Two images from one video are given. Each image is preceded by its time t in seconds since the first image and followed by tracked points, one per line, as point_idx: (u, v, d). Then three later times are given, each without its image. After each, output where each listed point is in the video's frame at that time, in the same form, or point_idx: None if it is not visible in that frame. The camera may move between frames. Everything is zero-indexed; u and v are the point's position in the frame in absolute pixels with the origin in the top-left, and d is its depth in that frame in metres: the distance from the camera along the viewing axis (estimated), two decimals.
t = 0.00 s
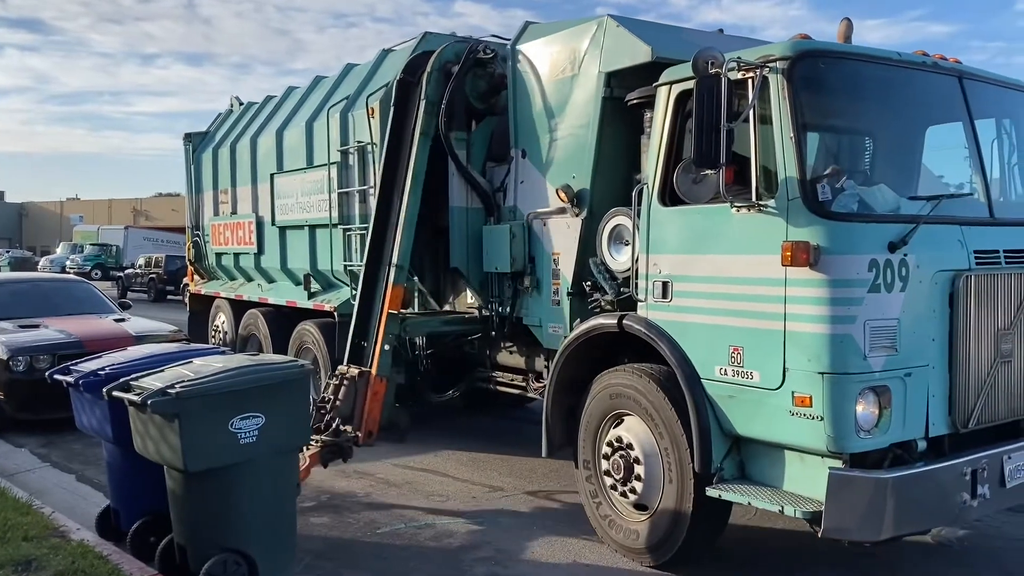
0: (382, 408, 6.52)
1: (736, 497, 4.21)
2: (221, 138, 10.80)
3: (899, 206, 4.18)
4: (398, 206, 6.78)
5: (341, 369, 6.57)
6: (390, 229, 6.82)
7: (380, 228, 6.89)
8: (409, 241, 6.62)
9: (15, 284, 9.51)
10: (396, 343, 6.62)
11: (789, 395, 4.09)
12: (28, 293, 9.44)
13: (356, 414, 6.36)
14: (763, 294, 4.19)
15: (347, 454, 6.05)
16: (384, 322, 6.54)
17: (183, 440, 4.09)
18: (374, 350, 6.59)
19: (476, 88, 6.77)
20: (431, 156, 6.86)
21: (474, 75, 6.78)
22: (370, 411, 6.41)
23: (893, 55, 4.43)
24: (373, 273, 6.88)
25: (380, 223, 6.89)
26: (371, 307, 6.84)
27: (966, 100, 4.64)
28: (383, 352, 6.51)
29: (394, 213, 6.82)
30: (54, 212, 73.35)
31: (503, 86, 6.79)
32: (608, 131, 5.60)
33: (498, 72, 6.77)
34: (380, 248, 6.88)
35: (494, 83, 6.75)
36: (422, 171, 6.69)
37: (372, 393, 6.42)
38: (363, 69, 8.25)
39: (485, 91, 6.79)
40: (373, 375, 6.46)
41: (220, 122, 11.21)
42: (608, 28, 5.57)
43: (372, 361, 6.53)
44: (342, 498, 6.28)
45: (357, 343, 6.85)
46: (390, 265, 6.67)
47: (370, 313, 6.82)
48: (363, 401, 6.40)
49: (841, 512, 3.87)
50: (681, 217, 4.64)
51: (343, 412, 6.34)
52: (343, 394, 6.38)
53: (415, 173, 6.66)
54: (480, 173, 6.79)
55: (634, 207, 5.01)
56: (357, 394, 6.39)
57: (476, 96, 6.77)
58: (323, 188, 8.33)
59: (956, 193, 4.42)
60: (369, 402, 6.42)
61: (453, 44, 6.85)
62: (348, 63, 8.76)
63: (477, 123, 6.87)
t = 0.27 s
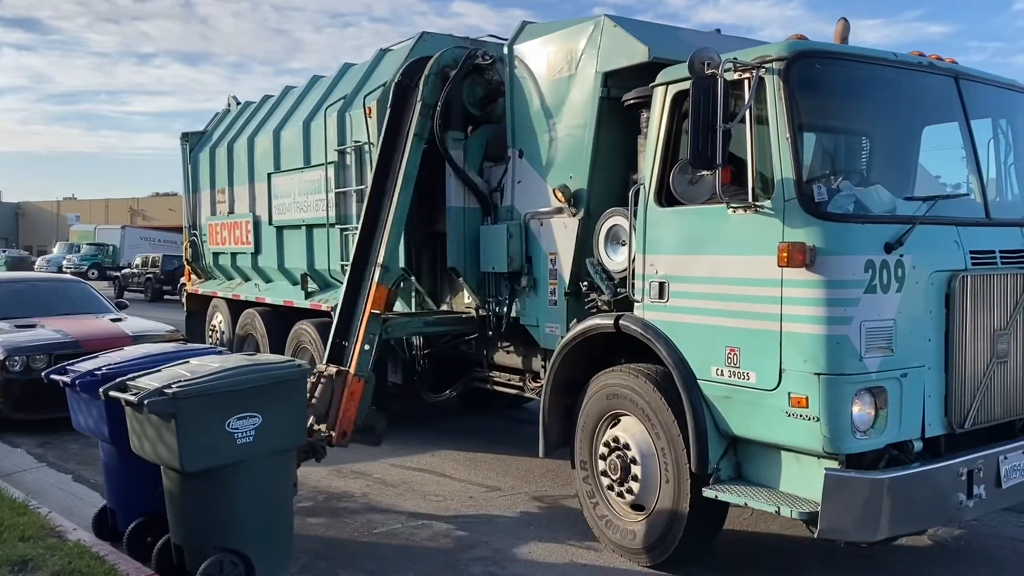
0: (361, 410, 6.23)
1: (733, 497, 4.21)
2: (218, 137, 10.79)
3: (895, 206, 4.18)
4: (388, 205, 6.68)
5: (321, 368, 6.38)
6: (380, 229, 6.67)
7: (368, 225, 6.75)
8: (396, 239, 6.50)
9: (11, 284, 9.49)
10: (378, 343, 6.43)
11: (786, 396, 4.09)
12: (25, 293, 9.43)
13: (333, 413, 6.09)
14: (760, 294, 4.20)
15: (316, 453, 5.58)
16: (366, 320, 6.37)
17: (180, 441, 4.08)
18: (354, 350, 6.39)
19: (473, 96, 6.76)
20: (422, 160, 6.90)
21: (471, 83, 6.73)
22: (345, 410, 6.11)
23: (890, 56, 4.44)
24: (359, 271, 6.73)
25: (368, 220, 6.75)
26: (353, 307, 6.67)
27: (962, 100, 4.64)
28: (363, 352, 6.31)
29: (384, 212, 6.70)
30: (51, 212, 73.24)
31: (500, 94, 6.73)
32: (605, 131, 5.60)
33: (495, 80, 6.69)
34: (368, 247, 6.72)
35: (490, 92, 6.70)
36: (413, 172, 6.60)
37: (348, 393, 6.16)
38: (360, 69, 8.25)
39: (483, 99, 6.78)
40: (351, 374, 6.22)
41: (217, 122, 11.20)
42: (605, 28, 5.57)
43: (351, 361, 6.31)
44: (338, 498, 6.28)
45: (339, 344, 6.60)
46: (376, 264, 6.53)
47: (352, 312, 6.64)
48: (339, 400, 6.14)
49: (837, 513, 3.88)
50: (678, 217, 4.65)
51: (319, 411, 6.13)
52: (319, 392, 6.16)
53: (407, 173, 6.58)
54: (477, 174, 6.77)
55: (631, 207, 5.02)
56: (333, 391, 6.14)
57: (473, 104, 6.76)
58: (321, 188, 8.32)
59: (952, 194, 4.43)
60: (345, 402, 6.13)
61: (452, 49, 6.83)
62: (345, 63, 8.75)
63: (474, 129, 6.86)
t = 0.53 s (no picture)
0: (342, 412, 6.15)
1: (731, 496, 4.21)
2: (216, 137, 10.78)
3: (893, 205, 4.19)
4: (378, 208, 6.65)
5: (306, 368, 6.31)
6: (370, 230, 6.63)
7: (359, 227, 6.70)
8: (385, 242, 6.49)
9: (9, 284, 9.48)
10: (362, 343, 6.34)
11: (784, 395, 4.09)
12: (22, 293, 9.42)
13: (312, 413, 6.03)
14: (758, 293, 4.20)
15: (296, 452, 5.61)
16: (351, 321, 6.30)
17: (178, 440, 4.08)
18: (338, 350, 6.31)
19: (470, 101, 6.65)
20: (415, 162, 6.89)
21: (468, 88, 6.64)
22: (324, 411, 6.04)
23: (888, 56, 4.44)
24: (348, 271, 6.67)
25: (359, 221, 6.70)
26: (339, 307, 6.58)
27: (960, 100, 4.65)
28: (346, 352, 6.23)
29: (375, 214, 6.65)
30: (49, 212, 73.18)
31: (496, 100, 6.62)
32: (603, 131, 5.60)
33: (492, 86, 6.60)
34: (357, 248, 6.68)
35: (488, 98, 6.59)
36: (406, 175, 6.55)
37: (328, 393, 6.08)
38: (358, 69, 8.24)
39: (480, 105, 6.66)
40: (333, 373, 6.14)
41: (215, 122, 11.20)
42: (603, 28, 5.57)
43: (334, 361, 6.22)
44: (337, 497, 6.27)
45: (323, 344, 6.53)
46: (364, 265, 6.49)
47: (338, 312, 6.56)
48: (320, 400, 6.07)
49: (835, 511, 3.88)
50: (676, 217, 4.65)
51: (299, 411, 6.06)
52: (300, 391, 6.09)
53: (398, 176, 6.52)
54: (475, 173, 6.77)
55: (629, 207, 5.02)
56: (313, 392, 6.06)
57: (470, 109, 6.64)
58: (319, 188, 8.32)
59: (949, 194, 4.44)
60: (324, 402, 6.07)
61: (452, 54, 6.74)
62: (343, 63, 8.75)
63: (470, 136, 6.76)
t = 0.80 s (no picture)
0: (331, 412, 6.13)
1: (730, 497, 4.21)
2: (215, 138, 10.78)
3: (891, 207, 4.19)
4: (372, 209, 6.62)
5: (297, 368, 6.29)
6: (365, 231, 6.60)
7: (354, 227, 6.67)
8: (377, 241, 6.44)
9: (8, 283, 9.47)
10: (353, 342, 6.32)
11: (782, 396, 4.09)
12: (21, 293, 9.41)
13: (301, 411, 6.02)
14: (756, 295, 4.20)
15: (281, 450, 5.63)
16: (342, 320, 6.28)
17: (177, 440, 4.08)
18: (329, 350, 6.29)
19: (469, 106, 6.64)
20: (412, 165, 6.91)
21: (467, 92, 6.64)
22: (313, 410, 6.03)
23: (886, 57, 4.45)
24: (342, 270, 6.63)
25: (354, 222, 6.68)
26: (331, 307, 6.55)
27: (959, 101, 4.65)
28: (336, 352, 6.22)
29: (371, 215, 6.63)
30: (48, 212, 73.16)
31: (496, 105, 6.64)
32: (602, 132, 5.60)
33: (491, 91, 6.63)
34: (352, 247, 6.65)
35: (486, 102, 6.60)
36: (402, 177, 6.53)
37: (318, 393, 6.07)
38: (358, 69, 8.24)
39: (478, 109, 6.65)
40: (323, 373, 6.12)
41: (214, 122, 11.19)
42: (602, 29, 5.57)
43: (324, 361, 6.21)
44: (335, 498, 6.27)
45: (313, 343, 6.50)
46: (357, 266, 6.46)
47: (330, 312, 6.53)
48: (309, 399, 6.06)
49: (834, 512, 3.88)
50: (675, 218, 4.65)
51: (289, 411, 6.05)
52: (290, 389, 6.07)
53: (394, 178, 6.51)
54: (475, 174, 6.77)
55: (628, 208, 5.02)
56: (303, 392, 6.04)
57: (469, 113, 6.63)
58: (318, 188, 8.32)
59: (948, 195, 4.44)
60: (313, 401, 6.06)
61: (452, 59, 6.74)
62: (343, 63, 8.74)
63: (468, 141, 6.75)
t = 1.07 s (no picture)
0: (331, 412, 6.13)
1: (729, 497, 4.21)
2: (215, 138, 10.78)
3: (891, 207, 4.19)
4: (372, 210, 6.63)
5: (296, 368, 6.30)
6: (364, 232, 6.61)
7: (354, 229, 6.67)
8: (378, 242, 6.44)
9: (7, 283, 9.47)
10: (352, 343, 6.32)
11: (781, 396, 4.10)
12: (21, 293, 9.40)
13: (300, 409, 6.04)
14: (756, 295, 4.20)
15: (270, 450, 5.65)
16: (342, 321, 6.28)
17: (176, 441, 4.08)
18: (328, 350, 6.30)
19: (468, 106, 6.65)
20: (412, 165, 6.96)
21: (467, 92, 6.64)
22: (312, 410, 6.04)
23: (886, 58, 4.45)
24: (342, 271, 6.63)
25: (354, 223, 6.68)
26: (332, 308, 6.55)
27: (958, 102, 4.66)
28: (335, 353, 6.22)
29: (370, 216, 6.63)
30: (48, 212, 73.17)
31: (495, 106, 6.63)
32: (601, 133, 5.61)
33: (491, 91, 6.62)
34: (351, 247, 6.65)
35: (485, 103, 6.59)
36: (401, 177, 6.53)
37: (317, 394, 6.08)
38: (358, 69, 8.24)
39: (478, 109, 6.65)
40: (322, 373, 6.13)
41: (214, 122, 11.20)
42: (602, 29, 5.58)
43: (323, 362, 6.21)
44: (335, 498, 6.27)
45: (313, 344, 6.50)
46: (357, 267, 6.46)
47: (330, 313, 6.53)
48: (309, 400, 6.07)
49: (833, 512, 3.88)
50: (675, 219, 4.65)
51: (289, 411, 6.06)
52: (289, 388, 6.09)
53: (393, 179, 6.51)
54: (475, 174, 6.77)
55: (628, 208, 5.02)
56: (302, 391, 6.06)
57: (468, 113, 6.64)
58: (318, 188, 8.32)
59: (947, 195, 4.44)
60: (312, 401, 6.07)
61: (451, 59, 6.75)
62: (343, 64, 8.74)
63: (468, 142, 6.75)
